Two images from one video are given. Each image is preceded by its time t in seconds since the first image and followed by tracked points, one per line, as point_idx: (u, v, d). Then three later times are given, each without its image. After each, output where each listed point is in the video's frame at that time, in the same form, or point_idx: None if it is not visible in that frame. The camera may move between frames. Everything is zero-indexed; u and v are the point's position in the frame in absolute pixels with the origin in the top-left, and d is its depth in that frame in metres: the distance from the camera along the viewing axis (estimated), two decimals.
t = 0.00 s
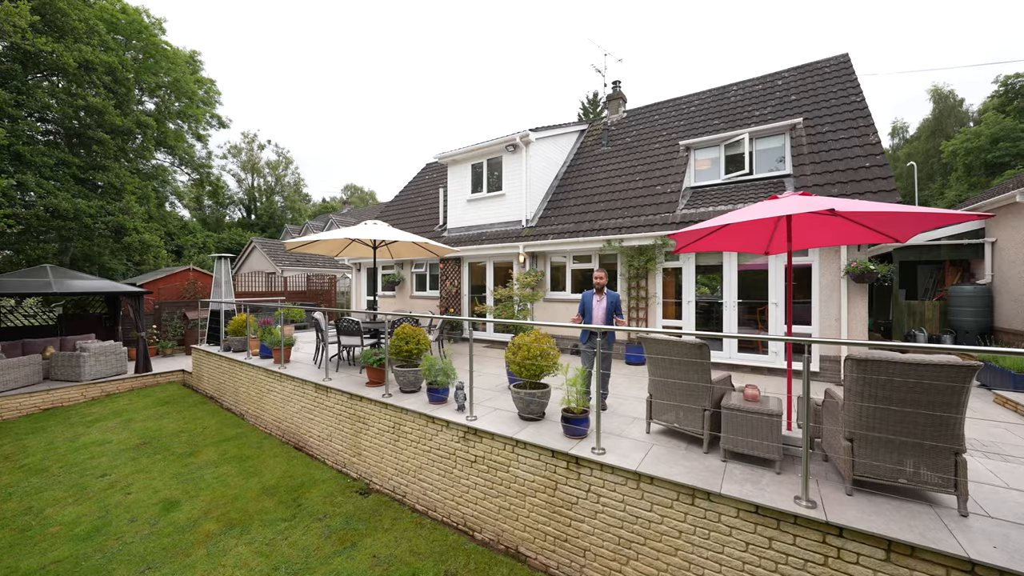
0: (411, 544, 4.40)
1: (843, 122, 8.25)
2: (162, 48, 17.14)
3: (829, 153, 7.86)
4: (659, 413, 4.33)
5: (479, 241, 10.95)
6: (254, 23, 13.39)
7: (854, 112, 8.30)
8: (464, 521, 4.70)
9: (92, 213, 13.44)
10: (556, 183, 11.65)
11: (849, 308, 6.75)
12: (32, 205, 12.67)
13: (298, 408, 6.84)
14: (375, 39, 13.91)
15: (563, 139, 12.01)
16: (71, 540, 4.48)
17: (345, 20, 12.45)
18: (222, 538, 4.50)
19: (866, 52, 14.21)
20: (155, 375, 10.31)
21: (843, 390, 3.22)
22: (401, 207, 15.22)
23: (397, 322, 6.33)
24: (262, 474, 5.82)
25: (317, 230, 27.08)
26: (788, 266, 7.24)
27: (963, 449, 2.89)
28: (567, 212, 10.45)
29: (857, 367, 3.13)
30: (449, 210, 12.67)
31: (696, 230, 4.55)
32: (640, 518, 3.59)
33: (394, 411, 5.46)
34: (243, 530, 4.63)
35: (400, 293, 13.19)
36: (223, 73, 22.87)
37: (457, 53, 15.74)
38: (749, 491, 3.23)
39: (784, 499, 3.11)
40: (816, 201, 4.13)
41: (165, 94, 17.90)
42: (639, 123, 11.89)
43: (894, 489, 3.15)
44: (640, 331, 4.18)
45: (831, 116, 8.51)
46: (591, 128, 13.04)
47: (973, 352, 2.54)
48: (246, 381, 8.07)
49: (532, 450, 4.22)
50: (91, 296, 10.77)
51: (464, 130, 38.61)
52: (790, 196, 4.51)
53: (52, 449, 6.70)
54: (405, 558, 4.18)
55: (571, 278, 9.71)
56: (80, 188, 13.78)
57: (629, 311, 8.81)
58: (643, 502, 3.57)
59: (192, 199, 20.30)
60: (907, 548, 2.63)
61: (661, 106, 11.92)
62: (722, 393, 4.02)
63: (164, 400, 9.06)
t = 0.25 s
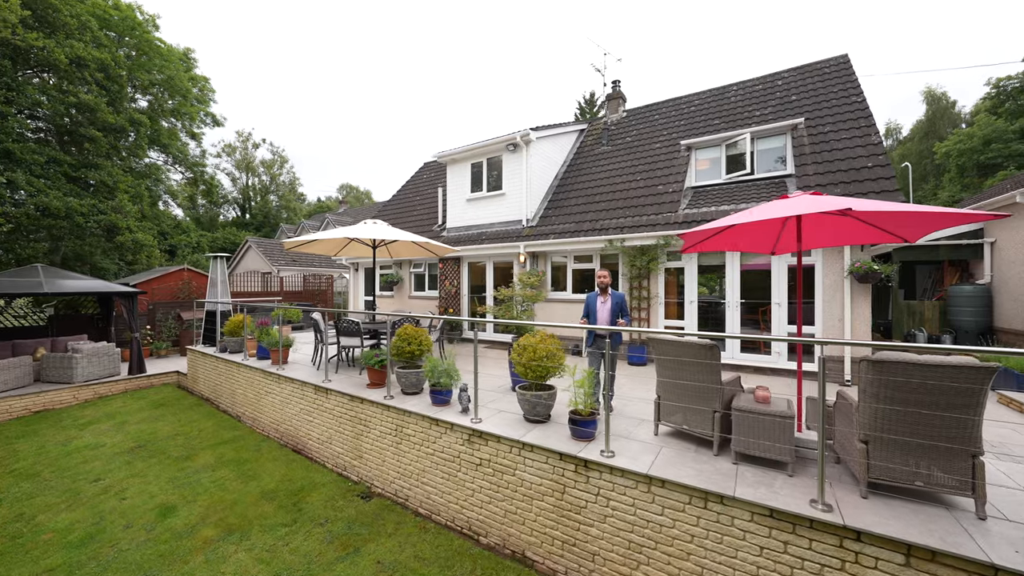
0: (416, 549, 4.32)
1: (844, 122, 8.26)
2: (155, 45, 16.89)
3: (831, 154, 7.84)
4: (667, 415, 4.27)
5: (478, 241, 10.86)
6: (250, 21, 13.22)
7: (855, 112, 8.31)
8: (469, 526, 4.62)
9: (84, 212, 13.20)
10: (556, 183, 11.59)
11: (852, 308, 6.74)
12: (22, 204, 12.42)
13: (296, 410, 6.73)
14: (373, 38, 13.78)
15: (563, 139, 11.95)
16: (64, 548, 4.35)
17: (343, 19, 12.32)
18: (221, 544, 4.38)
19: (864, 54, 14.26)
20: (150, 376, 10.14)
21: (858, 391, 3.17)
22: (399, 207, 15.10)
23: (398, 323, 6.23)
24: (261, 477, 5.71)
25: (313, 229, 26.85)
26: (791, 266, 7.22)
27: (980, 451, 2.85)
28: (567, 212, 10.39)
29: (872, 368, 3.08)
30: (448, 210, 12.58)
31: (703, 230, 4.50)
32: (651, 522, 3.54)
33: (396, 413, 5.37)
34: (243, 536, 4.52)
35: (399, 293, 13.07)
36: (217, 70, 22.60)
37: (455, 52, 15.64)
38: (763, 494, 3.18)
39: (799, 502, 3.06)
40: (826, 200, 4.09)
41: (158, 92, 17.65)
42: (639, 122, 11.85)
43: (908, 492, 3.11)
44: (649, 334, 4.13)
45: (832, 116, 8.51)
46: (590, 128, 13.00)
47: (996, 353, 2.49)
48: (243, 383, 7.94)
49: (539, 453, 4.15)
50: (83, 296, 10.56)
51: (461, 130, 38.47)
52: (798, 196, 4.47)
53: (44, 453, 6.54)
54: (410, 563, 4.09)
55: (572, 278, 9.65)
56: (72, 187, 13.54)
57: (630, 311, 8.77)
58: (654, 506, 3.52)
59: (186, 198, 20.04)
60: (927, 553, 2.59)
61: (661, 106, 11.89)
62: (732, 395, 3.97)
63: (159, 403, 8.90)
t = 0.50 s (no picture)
0: (420, 554, 4.23)
1: (845, 122, 8.26)
2: (148, 41, 16.62)
3: (832, 153, 7.87)
4: (675, 415, 4.21)
5: (478, 240, 10.78)
6: (245, 18, 13.05)
7: (855, 113, 8.32)
8: (473, 530, 4.54)
9: (74, 211, 12.94)
10: (555, 182, 11.54)
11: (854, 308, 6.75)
12: (10, 202, 12.14)
13: (294, 412, 6.61)
14: (370, 36, 13.65)
15: (562, 138, 11.90)
16: (56, 556, 4.21)
17: (340, 16, 12.19)
18: (218, 551, 4.27)
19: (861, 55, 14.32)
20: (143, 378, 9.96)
21: (872, 392, 3.13)
22: (397, 206, 14.97)
23: (399, 323, 6.12)
24: (259, 481, 5.59)
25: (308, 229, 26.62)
26: (793, 266, 7.21)
27: (997, 452, 2.82)
28: (568, 211, 10.34)
29: (888, 368, 3.03)
30: (447, 209, 12.48)
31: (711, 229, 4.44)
32: (662, 525, 3.48)
33: (398, 415, 5.27)
34: (242, 542, 4.41)
35: (396, 293, 12.96)
36: (211, 68, 22.30)
37: (453, 51, 15.54)
38: (776, 496, 3.13)
39: (814, 505, 3.01)
40: (835, 199, 4.05)
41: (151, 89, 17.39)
42: (639, 122, 11.82)
43: (923, 493, 3.07)
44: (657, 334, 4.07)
45: (833, 116, 8.51)
46: (589, 127, 12.95)
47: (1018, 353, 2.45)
48: (240, 384, 7.79)
49: (546, 456, 4.08)
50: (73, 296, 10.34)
51: (457, 129, 38.33)
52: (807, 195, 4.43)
53: (34, 457, 6.37)
54: (415, 569, 4.00)
55: (572, 278, 9.60)
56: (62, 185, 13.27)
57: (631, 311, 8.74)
58: (665, 509, 3.46)
59: (179, 197, 19.76)
60: (947, 556, 2.55)
61: (661, 106, 11.86)
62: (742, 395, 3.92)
63: (152, 405, 8.73)
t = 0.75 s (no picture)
0: (423, 559, 4.13)
1: (844, 123, 8.29)
2: (139, 38, 16.35)
3: (833, 153, 7.89)
4: (682, 416, 4.16)
5: (476, 240, 10.69)
6: (240, 14, 12.88)
7: (854, 113, 8.35)
8: (477, 533, 4.46)
9: (63, 209, 12.67)
10: (554, 181, 11.48)
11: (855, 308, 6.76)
12: None
13: (292, 414, 6.48)
14: (367, 34, 13.52)
15: (561, 137, 11.85)
16: (45, 564, 4.07)
17: (336, 14, 12.07)
18: (215, 557, 4.14)
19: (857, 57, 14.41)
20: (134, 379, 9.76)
21: (886, 392, 3.09)
22: (393, 205, 14.84)
23: (399, 323, 6.02)
24: (256, 485, 5.46)
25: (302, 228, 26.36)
26: (794, 266, 7.21)
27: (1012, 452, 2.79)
28: (567, 210, 10.28)
29: (902, 368, 3.00)
30: (445, 209, 12.38)
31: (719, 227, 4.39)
32: (672, 528, 3.42)
33: (399, 417, 5.17)
34: (239, 548, 4.29)
35: (393, 293, 12.83)
36: (203, 65, 22.01)
37: (450, 50, 15.45)
38: (789, 498, 3.09)
39: (828, 507, 2.97)
40: (844, 197, 4.02)
41: (142, 86, 17.10)
42: (638, 121, 11.80)
43: (936, 494, 3.04)
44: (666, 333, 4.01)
45: (832, 116, 8.54)
46: (588, 127, 12.91)
47: None
48: (235, 386, 7.64)
49: (553, 458, 4.00)
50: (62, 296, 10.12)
51: (453, 128, 38.17)
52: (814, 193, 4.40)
53: (22, 462, 6.19)
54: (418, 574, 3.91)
55: (572, 278, 9.54)
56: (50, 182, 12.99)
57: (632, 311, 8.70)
58: (675, 511, 3.40)
59: (171, 196, 19.46)
60: (966, 559, 2.51)
61: (659, 106, 11.84)
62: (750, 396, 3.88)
63: (144, 407, 8.54)
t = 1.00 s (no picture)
0: (425, 565, 4.04)
1: (843, 123, 8.31)
2: (129, 34, 16.07)
3: (832, 153, 7.91)
4: (688, 417, 4.11)
5: (475, 239, 10.62)
6: (232, 12, 12.71)
7: (853, 113, 8.37)
8: (480, 537, 4.37)
9: (50, 207, 12.41)
10: (552, 181, 11.43)
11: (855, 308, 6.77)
12: None
13: (287, 416, 6.35)
14: (360, 29, 13.22)
15: (559, 136, 11.79)
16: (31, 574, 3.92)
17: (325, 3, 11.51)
18: (209, 566, 4.02)
19: (853, 59, 14.51)
20: (125, 381, 9.56)
21: (897, 392, 3.06)
22: (389, 204, 14.71)
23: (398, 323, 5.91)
24: (251, 489, 5.34)
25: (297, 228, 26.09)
26: (794, 266, 7.20)
27: None
28: (566, 210, 10.23)
29: (915, 369, 2.96)
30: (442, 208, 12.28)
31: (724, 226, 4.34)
32: (681, 531, 3.36)
33: (399, 419, 5.07)
34: (235, 555, 4.17)
35: (390, 293, 12.69)
36: (195, 62, 21.70)
37: (447, 49, 15.37)
38: (801, 500, 3.04)
39: (840, 509, 2.93)
40: (851, 196, 3.99)
41: (131, 83, 16.80)
42: (636, 121, 11.78)
43: (949, 495, 3.01)
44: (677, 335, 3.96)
45: (831, 116, 8.56)
46: (586, 126, 12.88)
47: None
48: (229, 388, 7.49)
49: (558, 461, 3.93)
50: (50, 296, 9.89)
51: (449, 127, 37.99)
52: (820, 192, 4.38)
53: (7, 467, 6.00)
54: None
55: (572, 277, 9.49)
56: (37, 180, 12.71)
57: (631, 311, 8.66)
58: (684, 515, 3.34)
59: (161, 195, 19.15)
60: (983, 562, 2.47)
61: (657, 105, 11.82)
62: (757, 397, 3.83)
63: (135, 410, 8.35)
